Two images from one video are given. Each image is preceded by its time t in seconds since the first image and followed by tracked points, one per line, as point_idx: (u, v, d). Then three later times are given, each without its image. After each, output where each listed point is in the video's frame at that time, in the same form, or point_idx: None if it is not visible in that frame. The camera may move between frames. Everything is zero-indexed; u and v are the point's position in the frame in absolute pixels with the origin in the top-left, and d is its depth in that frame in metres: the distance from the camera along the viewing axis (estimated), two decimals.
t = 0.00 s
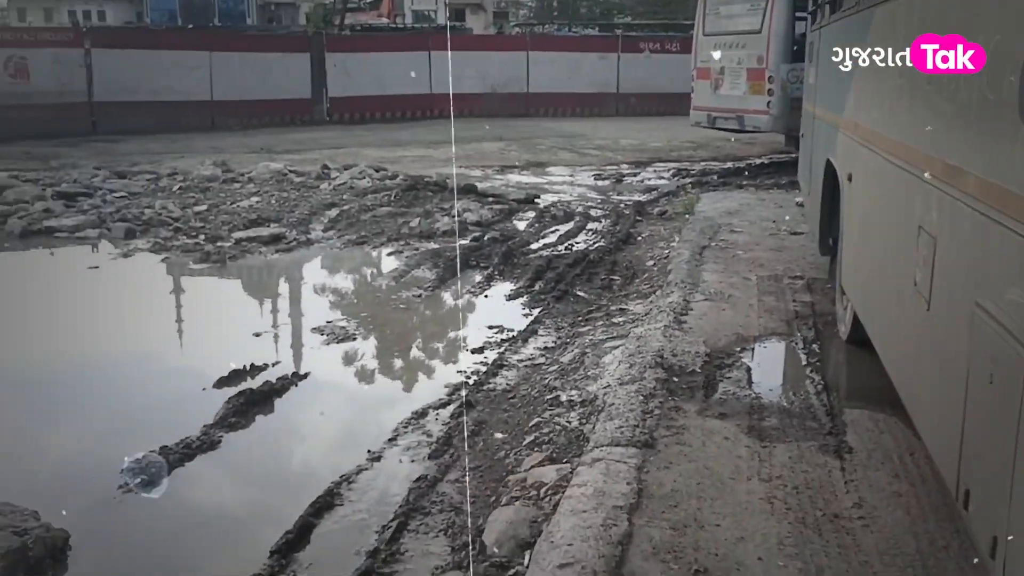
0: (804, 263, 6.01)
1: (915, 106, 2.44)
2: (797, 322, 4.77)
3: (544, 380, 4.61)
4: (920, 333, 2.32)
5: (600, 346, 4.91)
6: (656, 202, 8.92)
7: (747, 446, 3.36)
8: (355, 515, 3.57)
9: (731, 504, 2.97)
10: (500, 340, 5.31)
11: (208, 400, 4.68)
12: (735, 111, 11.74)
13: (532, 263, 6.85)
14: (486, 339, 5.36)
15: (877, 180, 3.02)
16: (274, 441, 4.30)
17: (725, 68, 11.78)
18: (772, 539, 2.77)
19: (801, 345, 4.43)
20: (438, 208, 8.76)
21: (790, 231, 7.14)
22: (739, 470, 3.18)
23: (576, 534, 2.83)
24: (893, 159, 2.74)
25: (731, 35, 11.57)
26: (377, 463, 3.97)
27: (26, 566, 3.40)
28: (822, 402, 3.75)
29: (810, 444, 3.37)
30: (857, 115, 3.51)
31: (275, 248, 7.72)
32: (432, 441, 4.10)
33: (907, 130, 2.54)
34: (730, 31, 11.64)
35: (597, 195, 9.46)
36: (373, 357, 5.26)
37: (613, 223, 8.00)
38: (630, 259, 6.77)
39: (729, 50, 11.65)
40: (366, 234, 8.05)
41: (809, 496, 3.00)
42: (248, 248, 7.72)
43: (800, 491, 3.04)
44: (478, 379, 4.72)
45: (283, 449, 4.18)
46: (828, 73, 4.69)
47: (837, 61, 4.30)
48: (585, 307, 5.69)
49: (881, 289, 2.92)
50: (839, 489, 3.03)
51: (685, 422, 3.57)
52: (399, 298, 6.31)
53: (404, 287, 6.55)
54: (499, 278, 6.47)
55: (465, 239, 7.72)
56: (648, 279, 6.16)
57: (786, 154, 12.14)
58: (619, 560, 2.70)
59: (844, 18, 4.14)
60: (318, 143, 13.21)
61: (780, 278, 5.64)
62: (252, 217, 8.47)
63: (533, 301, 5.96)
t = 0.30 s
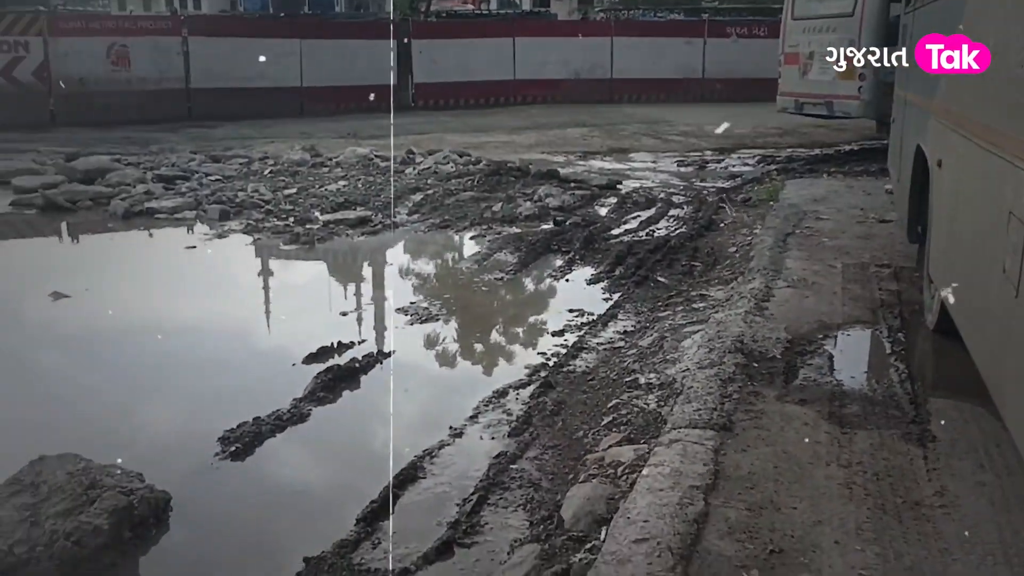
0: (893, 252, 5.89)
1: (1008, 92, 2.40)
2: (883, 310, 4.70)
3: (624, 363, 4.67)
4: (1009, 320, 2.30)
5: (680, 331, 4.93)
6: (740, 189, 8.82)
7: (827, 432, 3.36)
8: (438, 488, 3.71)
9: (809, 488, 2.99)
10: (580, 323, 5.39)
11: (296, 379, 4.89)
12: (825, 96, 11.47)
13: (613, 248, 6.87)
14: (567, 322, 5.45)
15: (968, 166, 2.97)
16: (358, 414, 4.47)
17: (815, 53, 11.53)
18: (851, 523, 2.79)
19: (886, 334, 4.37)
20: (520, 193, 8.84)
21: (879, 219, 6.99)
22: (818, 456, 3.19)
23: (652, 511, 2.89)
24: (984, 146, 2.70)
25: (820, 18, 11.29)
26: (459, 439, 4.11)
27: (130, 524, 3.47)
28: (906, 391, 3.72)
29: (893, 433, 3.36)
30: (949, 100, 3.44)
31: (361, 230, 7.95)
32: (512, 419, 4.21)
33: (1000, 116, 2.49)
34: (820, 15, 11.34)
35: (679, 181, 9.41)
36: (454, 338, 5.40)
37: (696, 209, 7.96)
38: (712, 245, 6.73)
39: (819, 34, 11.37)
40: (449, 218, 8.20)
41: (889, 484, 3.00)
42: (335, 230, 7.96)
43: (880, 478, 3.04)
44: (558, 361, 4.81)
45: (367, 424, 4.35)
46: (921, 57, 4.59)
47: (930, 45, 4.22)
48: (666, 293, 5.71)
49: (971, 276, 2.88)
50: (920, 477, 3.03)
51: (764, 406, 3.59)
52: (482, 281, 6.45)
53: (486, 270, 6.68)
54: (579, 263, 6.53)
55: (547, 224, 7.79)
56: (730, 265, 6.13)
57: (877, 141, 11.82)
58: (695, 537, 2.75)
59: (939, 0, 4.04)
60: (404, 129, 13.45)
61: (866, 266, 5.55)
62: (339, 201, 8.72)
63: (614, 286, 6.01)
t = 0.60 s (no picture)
0: (950, 241, 5.79)
1: None
2: (939, 300, 4.64)
3: (675, 350, 4.69)
4: None
5: (732, 318, 4.93)
6: (795, 177, 8.73)
7: (879, 420, 3.36)
8: (490, 469, 3.79)
9: (859, 475, 3.00)
10: (631, 310, 5.43)
11: (350, 363, 5.02)
12: (884, 83, 11.30)
13: (664, 236, 6.87)
14: (618, 309, 5.49)
15: None
16: (410, 397, 4.57)
17: (873, 39, 11.32)
18: (901, 511, 2.80)
19: (942, 324, 4.32)
20: (572, 180, 8.87)
21: (937, 208, 6.87)
22: (868, 444, 3.19)
23: (700, 494, 2.93)
24: None
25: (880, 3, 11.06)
26: (511, 421, 4.18)
27: (193, 497, 3.60)
28: (961, 381, 3.69)
29: (946, 422, 3.34)
30: (1010, 88, 3.40)
31: (414, 216, 8.07)
32: (563, 404, 4.27)
33: None
34: None
35: (732, 169, 9.33)
36: (505, 324, 5.48)
37: (749, 197, 7.90)
38: (765, 234, 6.68)
39: (878, 19, 11.14)
40: (501, 205, 8.27)
41: (941, 473, 3.00)
42: (389, 217, 8.09)
43: (932, 467, 3.04)
44: (609, 347, 4.87)
45: (419, 408, 4.44)
46: (982, 43, 4.51)
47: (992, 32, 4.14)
48: (718, 281, 5.71)
49: None
50: (974, 467, 3.03)
51: (815, 394, 3.59)
52: (533, 268, 6.51)
53: (538, 257, 6.75)
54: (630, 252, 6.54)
55: (599, 211, 7.81)
56: (783, 254, 6.08)
57: (937, 129, 11.55)
58: (744, 520, 2.78)
59: None
60: (457, 116, 13.55)
61: (923, 256, 5.47)
62: (392, 187, 8.84)
63: (665, 274, 6.02)
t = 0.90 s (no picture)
0: (999, 234, 5.73)
1: None
2: (987, 294, 4.60)
3: (719, 340, 4.73)
4: None
5: (776, 309, 4.94)
6: (840, 169, 8.65)
7: (926, 412, 3.37)
8: (536, 455, 3.87)
9: (906, 465, 3.01)
10: (675, 301, 5.47)
11: (396, 351, 5.11)
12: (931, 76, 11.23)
13: (708, 228, 6.87)
14: (661, 300, 5.54)
15: None
16: (455, 385, 4.66)
17: (922, 29, 11.18)
18: (949, 501, 2.81)
19: (990, 317, 4.29)
20: (615, 172, 8.89)
21: (986, 200, 6.78)
22: (916, 435, 3.21)
23: (747, 482, 2.97)
24: None
25: None
26: (556, 409, 4.26)
27: (249, 477, 3.71)
28: (1010, 374, 3.67)
29: (994, 414, 3.34)
30: None
31: (458, 208, 8.16)
32: (607, 393, 4.34)
33: None
34: None
35: (776, 161, 9.27)
36: (548, 315, 5.54)
37: (793, 189, 7.85)
38: (809, 226, 6.64)
39: (928, 9, 10.99)
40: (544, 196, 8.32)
41: (990, 465, 3.01)
42: (433, 208, 8.18)
43: (979, 458, 3.05)
44: (652, 338, 4.92)
45: (464, 397, 4.52)
46: None
47: None
48: (762, 273, 5.71)
49: None
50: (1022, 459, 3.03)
51: (862, 385, 3.60)
52: (577, 259, 6.57)
53: (581, 248, 6.81)
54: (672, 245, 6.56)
55: (642, 203, 7.82)
56: (828, 246, 6.05)
57: (987, 121, 11.37)
58: (790, 508, 2.81)
59: None
60: (499, 107, 13.61)
61: (971, 248, 5.42)
62: (436, 178, 8.94)
63: (708, 265, 6.04)
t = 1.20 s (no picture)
0: None
1: None
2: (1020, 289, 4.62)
3: (751, 333, 4.79)
4: None
5: (807, 303, 4.99)
6: (870, 165, 8.65)
7: (960, 405, 3.41)
8: (571, 445, 3.96)
9: (939, 457, 3.07)
10: (705, 296, 5.54)
11: (430, 345, 5.22)
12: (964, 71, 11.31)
13: (738, 223, 6.91)
14: (691, 294, 5.61)
15: None
16: (484, 378, 4.74)
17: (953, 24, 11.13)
18: (984, 492, 2.87)
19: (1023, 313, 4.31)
20: (643, 167, 8.95)
21: (1018, 197, 6.76)
22: (950, 427, 3.26)
23: (781, 471, 3.04)
24: None
25: None
26: (589, 401, 4.34)
27: (293, 463, 3.83)
28: None
29: None
30: None
31: (488, 203, 8.25)
32: (640, 384, 4.42)
33: None
34: None
35: (805, 157, 9.29)
36: (578, 309, 5.62)
37: (822, 185, 7.88)
38: (839, 222, 6.66)
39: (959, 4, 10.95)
40: (573, 191, 8.40)
41: None
42: (463, 203, 8.27)
43: (1013, 451, 3.09)
44: (684, 331, 4.99)
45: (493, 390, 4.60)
46: None
47: None
48: (792, 268, 5.75)
49: None
50: None
51: (895, 378, 3.66)
52: (607, 254, 6.66)
53: (611, 243, 6.88)
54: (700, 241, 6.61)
55: (671, 198, 7.87)
56: (859, 242, 6.08)
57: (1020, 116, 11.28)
58: (825, 496, 2.88)
59: None
60: (528, 103, 13.68)
61: (1004, 244, 5.42)
62: (466, 174, 9.04)
63: (738, 261, 6.10)
